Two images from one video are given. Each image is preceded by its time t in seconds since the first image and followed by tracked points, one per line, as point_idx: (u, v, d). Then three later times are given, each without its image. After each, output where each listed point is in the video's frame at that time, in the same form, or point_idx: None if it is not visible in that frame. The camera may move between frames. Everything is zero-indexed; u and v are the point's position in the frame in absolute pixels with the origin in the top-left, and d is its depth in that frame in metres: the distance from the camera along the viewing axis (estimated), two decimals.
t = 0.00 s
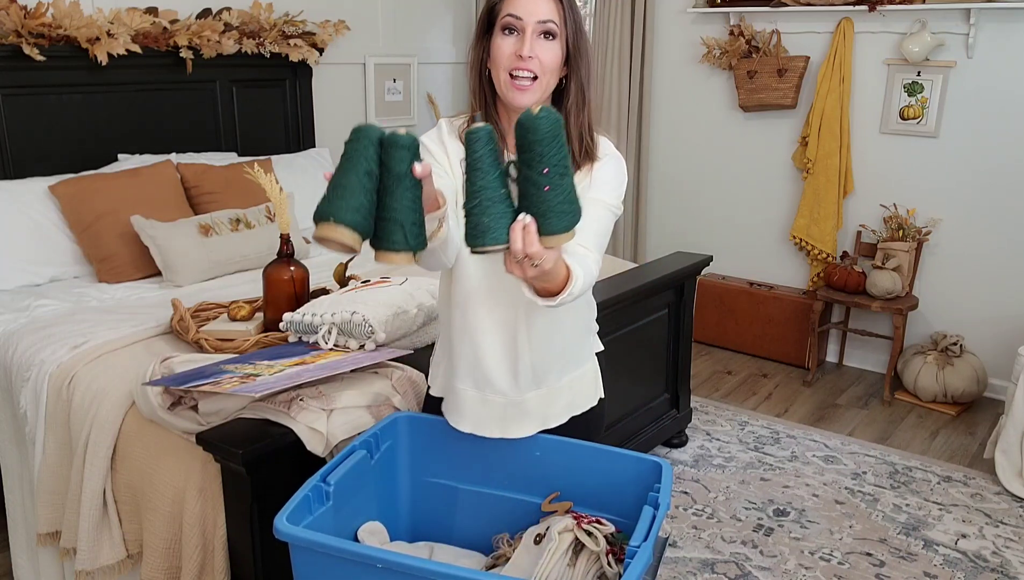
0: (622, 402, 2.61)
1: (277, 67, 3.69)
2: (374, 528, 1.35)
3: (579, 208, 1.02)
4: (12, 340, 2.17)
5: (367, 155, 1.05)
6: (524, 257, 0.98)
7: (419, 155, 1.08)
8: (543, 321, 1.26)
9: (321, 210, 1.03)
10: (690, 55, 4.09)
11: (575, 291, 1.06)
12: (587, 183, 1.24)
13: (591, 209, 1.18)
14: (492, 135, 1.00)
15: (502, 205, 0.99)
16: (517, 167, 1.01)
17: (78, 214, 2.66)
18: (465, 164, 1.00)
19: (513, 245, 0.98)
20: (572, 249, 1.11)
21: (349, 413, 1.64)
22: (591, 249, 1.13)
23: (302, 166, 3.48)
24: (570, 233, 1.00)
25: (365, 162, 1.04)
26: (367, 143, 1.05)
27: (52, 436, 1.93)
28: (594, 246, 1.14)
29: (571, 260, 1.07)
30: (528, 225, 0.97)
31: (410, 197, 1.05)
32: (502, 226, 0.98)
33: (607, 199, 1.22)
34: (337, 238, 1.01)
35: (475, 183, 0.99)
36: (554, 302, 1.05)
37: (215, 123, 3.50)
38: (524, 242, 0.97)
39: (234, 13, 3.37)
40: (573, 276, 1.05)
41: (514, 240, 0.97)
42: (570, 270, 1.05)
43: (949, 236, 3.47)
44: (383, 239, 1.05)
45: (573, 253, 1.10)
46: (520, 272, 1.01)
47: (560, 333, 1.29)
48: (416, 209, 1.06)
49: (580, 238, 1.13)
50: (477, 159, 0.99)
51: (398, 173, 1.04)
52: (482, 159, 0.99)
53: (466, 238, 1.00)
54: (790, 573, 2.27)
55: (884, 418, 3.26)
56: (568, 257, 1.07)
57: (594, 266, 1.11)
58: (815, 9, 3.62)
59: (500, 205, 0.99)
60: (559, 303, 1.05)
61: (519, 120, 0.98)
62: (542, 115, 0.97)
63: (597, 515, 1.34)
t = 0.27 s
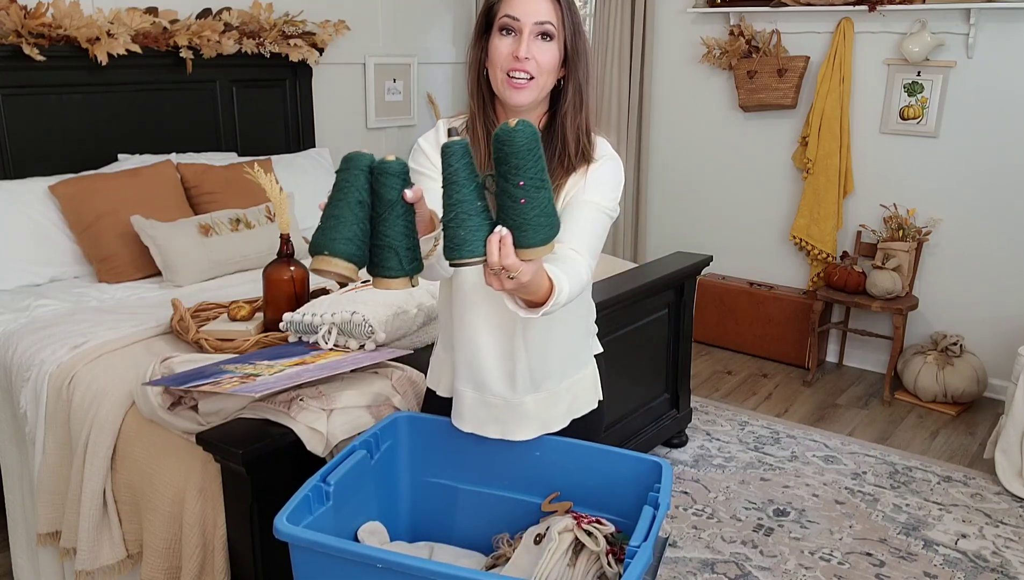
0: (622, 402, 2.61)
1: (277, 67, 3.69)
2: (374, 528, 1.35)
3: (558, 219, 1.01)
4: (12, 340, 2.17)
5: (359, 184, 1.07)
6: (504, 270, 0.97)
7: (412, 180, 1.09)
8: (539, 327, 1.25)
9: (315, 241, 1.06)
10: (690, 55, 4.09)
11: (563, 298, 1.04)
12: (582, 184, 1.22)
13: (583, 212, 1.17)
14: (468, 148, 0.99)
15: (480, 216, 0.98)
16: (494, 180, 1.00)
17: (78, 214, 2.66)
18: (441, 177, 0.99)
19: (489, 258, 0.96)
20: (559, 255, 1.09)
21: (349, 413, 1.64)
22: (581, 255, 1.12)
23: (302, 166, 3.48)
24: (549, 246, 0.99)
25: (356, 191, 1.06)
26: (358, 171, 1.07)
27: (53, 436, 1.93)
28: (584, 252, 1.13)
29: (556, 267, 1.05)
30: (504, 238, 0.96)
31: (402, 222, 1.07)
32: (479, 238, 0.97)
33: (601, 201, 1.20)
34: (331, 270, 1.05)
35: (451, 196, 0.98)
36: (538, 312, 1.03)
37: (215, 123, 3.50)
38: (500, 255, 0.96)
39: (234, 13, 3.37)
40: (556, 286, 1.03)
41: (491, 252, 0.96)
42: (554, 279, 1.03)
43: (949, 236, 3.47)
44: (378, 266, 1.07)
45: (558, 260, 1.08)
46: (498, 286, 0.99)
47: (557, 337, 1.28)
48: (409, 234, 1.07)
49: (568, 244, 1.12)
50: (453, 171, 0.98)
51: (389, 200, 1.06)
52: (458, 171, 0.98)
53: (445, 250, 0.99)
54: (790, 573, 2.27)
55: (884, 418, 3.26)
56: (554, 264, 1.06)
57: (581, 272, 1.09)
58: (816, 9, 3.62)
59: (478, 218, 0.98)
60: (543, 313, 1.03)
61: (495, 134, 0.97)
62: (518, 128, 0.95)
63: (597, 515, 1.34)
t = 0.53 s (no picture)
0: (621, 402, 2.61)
1: (277, 67, 3.69)
2: (374, 528, 1.35)
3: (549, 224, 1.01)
4: (12, 340, 2.17)
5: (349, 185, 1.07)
6: (494, 271, 0.96)
7: (404, 181, 1.09)
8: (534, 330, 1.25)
9: (311, 246, 1.07)
10: (690, 55, 4.09)
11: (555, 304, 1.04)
12: (578, 187, 1.21)
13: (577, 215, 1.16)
14: (459, 152, 1.00)
15: (471, 221, 0.99)
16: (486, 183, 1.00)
17: (78, 214, 2.66)
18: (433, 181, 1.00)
19: (480, 261, 0.96)
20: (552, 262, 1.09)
21: (349, 413, 1.64)
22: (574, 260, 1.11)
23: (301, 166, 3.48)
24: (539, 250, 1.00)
25: (346, 192, 1.06)
26: (348, 174, 1.07)
27: (53, 437, 1.93)
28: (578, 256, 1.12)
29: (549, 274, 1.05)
30: (495, 242, 0.96)
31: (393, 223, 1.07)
32: (470, 241, 0.98)
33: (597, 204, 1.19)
34: (326, 273, 1.05)
35: (443, 201, 1.00)
36: (532, 315, 1.03)
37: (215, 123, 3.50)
38: (491, 257, 0.96)
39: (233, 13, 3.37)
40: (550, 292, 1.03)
41: (482, 256, 0.96)
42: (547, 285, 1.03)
43: (949, 236, 3.47)
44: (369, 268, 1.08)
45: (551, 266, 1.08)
46: (491, 289, 0.99)
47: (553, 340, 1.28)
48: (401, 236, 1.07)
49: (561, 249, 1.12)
50: (444, 176, 0.99)
51: (381, 202, 1.06)
52: (449, 175, 0.99)
53: (438, 254, 1.00)
54: (790, 573, 2.27)
55: (884, 418, 3.26)
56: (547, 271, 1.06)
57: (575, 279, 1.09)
58: (816, 9, 3.62)
59: (468, 221, 0.99)
60: (536, 316, 1.03)
61: (488, 138, 0.97)
62: (511, 133, 0.96)
63: (597, 516, 1.34)
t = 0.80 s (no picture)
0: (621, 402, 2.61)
1: (277, 67, 3.69)
2: (374, 528, 1.35)
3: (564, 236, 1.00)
4: (12, 340, 2.17)
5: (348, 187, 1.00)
6: (507, 278, 0.97)
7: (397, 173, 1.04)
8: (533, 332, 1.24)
9: (320, 256, 1.01)
10: (690, 55, 4.09)
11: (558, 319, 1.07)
12: (576, 194, 1.23)
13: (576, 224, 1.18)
14: (482, 158, 0.96)
15: (487, 226, 0.96)
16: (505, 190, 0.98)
17: (77, 214, 2.66)
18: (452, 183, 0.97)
19: (494, 268, 0.96)
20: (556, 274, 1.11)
21: (349, 413, 1.64)
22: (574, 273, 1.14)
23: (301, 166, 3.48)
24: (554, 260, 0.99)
25: (350, 196, 1.00)
26: (346, 176, 1.00)
27: (53, 437, 1.93)
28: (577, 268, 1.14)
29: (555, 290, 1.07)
30: (510, 250, 0.96)
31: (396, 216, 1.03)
32: (486, 248, 0.96)
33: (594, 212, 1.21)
34: (348, 281, 1.00)
35: (462, 205, 0.96)
36: (535, 326, 1.06)
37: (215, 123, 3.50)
38: (504, 265, 0.96)
39: (233, 13, 3.37)
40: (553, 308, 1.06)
41: (495, 263, 0.96)
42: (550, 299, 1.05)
43: (949, 236, 3.47)
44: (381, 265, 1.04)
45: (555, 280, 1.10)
46: (500, 296, 0.99)
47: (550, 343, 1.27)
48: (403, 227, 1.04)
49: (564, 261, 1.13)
50: (465, 179, 0.96)
51: (385, 200, 1.01)
52: (470, 179, 0.96)
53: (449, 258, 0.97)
54: (790, 573, 2.27)
55: (884, 419, 3.26)
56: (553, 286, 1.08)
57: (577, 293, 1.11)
58: (816, 10, 3.62)
59: (485, 225, 0.96)
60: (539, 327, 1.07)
61: (514, 147, 0.95)
62: (539, 146, 0.94)
63: (597, 515, 1.34)
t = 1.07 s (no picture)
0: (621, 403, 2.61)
1: (277, 68, 3.70)
2: (374, 528, 1.35)
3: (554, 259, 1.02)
4: (12, 340, 2.17)
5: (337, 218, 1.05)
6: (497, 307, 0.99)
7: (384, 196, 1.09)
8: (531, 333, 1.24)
9: (318, 285, 1.07)
10: (690, 55, 4.09)
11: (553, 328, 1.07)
12: (569, 196, 1.23)
13: (568, 228, 1.18)
14: (470, 187, 0.97)
15: (476, 254, 0.99)
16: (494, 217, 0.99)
17: (78, 214, 2.66)
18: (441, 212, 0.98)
19: (483, 296, 0.98)
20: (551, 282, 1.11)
21: (349, 413, 1.64)
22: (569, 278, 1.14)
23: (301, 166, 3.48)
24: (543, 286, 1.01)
25: (337, 228, 1.05)
26: (335, 206, 1.05)
27: (53, 437, 1.93)
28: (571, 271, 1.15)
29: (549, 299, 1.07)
30: (499, 278, 0.98)
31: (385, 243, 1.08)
32: (474, 275, 0.98)
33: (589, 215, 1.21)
34: (342, 308, 1.06)
35: (451, 234, 0.98)
36: (526, 338, 1.05)
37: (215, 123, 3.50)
38: (493, 294, 0.98)
39: (233, 13, 3.37)
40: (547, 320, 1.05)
41: (485, 291, 0.98)
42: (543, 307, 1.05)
43: (949, 236, 3.47)
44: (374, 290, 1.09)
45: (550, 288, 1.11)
46: (490, 320, 1.02)
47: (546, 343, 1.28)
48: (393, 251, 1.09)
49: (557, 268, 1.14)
50: (454, 210, 0.97)
51: (374, 226, 1.06)
52: (459, 210, 0.97)
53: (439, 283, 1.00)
54: (790, 573, 2.27)
55: (884, 418, 3.26)
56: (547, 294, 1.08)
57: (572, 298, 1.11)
58: (816, 9, 3.62)
59: (473, 254, 0.98)
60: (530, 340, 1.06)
61: (503, 179, 0.95)
62: (528, 180, 0.94)
63: (597, 515, 1.34)
